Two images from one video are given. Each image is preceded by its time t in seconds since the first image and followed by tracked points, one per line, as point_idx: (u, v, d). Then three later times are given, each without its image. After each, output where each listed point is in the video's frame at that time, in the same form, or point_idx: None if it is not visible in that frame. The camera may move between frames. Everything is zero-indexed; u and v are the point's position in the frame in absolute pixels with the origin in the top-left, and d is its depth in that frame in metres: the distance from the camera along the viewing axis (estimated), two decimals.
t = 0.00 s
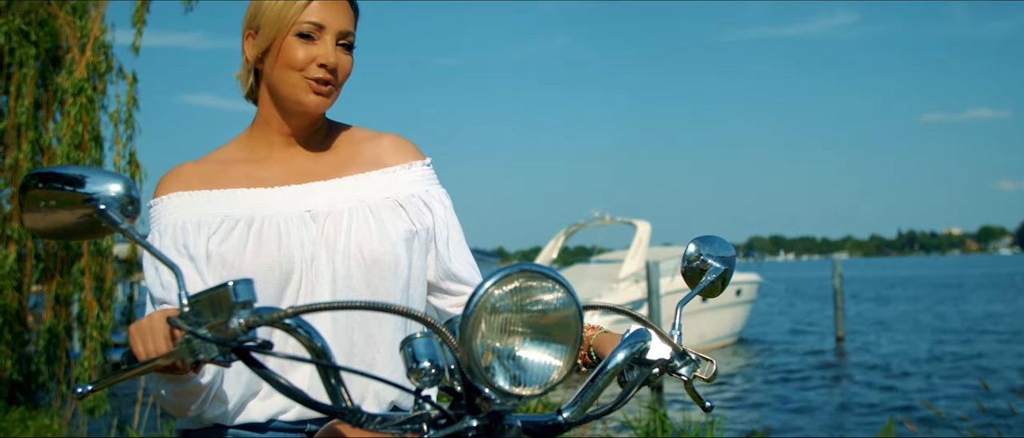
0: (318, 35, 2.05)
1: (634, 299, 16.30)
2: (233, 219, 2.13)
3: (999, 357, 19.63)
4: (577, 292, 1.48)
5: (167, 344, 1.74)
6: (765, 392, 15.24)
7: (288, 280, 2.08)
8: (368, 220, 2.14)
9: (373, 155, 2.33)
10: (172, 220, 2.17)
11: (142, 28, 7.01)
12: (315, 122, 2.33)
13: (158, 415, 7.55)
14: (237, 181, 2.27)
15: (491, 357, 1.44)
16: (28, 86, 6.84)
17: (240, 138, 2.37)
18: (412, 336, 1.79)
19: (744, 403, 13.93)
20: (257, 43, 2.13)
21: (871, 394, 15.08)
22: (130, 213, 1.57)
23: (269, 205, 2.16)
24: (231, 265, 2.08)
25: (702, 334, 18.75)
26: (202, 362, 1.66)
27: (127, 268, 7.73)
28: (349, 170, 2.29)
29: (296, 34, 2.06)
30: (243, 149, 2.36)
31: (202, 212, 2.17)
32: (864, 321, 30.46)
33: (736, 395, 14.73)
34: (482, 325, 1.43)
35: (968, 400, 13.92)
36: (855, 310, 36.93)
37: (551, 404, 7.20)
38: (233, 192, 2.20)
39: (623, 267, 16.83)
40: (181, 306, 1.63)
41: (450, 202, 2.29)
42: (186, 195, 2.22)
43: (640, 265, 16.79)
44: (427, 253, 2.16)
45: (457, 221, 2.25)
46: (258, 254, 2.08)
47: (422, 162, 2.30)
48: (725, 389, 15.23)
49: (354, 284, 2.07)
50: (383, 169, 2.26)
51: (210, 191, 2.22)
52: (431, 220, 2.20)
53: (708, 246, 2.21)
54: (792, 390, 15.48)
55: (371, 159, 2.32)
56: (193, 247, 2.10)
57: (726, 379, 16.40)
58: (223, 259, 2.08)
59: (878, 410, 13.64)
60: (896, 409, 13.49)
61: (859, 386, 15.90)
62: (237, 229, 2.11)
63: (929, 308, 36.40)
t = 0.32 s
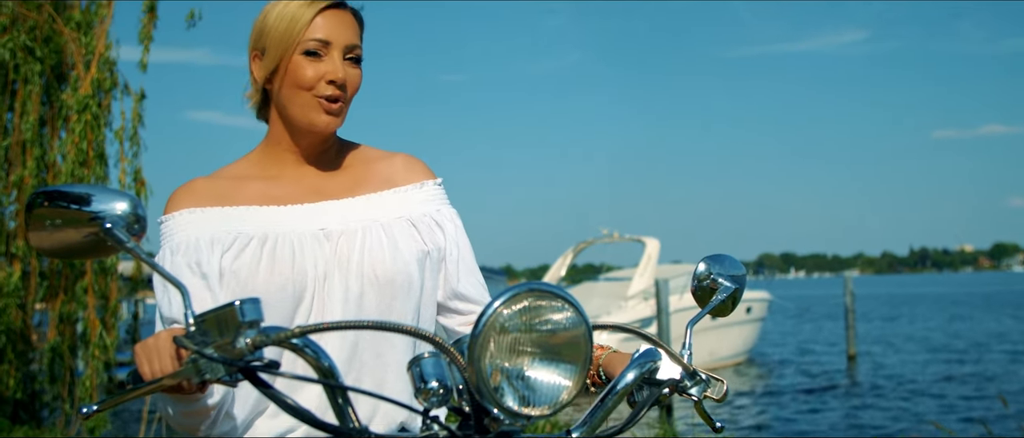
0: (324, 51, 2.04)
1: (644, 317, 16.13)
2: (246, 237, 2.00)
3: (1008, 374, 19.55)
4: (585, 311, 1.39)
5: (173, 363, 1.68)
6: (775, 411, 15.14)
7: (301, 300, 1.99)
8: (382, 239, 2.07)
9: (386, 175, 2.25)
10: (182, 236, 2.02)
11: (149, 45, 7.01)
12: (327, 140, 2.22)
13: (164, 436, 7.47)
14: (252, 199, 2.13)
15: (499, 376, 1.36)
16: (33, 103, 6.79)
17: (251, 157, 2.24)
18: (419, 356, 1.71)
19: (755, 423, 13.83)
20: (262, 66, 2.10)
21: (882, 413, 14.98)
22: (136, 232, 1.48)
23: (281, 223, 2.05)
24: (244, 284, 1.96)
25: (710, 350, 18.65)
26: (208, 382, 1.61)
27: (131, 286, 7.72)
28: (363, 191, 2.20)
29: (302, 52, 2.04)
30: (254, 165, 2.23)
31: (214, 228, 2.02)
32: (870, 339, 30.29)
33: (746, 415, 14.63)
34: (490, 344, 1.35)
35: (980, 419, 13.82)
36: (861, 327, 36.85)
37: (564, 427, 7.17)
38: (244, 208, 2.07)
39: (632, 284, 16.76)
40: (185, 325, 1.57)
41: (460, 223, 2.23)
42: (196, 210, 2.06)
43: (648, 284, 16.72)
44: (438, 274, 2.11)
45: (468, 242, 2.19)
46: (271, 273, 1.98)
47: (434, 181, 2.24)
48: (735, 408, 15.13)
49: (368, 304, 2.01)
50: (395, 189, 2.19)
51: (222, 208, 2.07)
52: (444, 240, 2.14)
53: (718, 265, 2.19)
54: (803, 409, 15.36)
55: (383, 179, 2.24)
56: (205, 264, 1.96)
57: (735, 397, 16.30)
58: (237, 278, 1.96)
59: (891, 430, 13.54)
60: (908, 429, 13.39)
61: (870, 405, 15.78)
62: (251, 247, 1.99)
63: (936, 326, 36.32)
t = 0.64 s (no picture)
0: (328, 63, 2.02)
1: (654, 333, 16.01)
2: (259, 253, 1.92)
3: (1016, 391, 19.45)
4: (596, 329, 1.33)
5: (179, 380, 1.64)
6: (784, 428, 15.02)
7: (314, 317, 1.89)
8: (395, 256, 1.98)
9: (398, 192, 2.19)
10: (196, 252, 1.94)
11: (155, 59, 7.01)
12: (338, 155, 2.16)
13: None
14: (263, 215, 2.07)
15: (508, 394, 1.29)
16: (38, 117, 6.75)
17: (261, 173, 2.18)
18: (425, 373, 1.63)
19: None
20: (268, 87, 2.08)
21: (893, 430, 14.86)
22: (142, 249, 1.43)
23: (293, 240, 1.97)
24: (258, 300, 1.88)
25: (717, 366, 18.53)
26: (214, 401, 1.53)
27: (135, 303, 7.68)
28: (376, 208, 2.13)
29: (306, 68, 2.02)
30: (265, 180, 2.17)
31: (228, 244, 1.95)
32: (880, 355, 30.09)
33: (756, 432, 14.50)
34: (498, 362, 1.28)
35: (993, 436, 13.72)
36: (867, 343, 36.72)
37: None
38: (258, 225, 2.00)
39: (641, 299, 16.65)
40: (193, 341, 1.51)
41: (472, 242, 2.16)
42: (209, 226, 1.98)
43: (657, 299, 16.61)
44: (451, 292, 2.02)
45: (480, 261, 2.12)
46: (285, 289, 1.89)
47: (445, 197, 2.17)
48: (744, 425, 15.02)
49: (382, 321, 1.91)
50: (406, 207, 2.12)
51: (234, 223, 2.01)
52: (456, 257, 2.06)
53: (729, 281, 2.16)
54: (812, 426, 15.25)
55: (395, 196, 2.18)
56: (219, 280, 1.88)
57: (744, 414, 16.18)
58: (252, 294, 1.88)
59: None
60: None
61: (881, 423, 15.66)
62: (264, 263, 1.91)
63: (941, 342, 36.22)
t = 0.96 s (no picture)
0: (327, 72, 1.91)
1: (663, 344, 15.96)
2: (277, 261, 1.79)
3: None
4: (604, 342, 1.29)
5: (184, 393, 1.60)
6: None
7: (328, 331, 1.78)
8: (412, 272, 1.88)
9: (408, 206, 2.09)
10: (211, 258, 1.79)
11: (159, 69, 7.00)
12: (353, 163, 2.04)
13: None
14: (278, 221, 1.92)
15: (516, 407, 1.25)
16: (42, 127, 6.74)
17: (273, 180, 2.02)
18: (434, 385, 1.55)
19: None
20: (270, 112, 1.97)
21: None
22: (147, 260, 1.40)
23: (307, 248, 1.84)
24: (273, 310, 1.75)
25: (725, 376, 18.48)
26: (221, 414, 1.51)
27: (140, 314, 7.67)
28: (391, 222, 2.02)
29: (306, 81, 1.90)
30: (280, 187, 2.02)
31: (244, 250, 1.81)
32: (891, 366, 29.99)
33: None
34: (507, 374, 1.25)
35: None
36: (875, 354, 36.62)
37: None
38: (274, 231, 1.86)
39: (650, 310, 16.60)
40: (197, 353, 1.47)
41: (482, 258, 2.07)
42: (224, 230, 1.83)
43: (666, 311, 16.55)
44: (462, 310, 1.93)
45: (491, 279, 2.03)
46: (302, 300, 1.77)
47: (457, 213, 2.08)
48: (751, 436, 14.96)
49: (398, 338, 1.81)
50: (421, 221, 2.01)
51: (250, 229, 1.86)
52: (468, 274, 1.97)
53: (739, 292, 2.14)
54: None
55: (407, 210, 2.09)
56: (235, 286, 1.74)
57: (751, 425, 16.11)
58: (269, 303, 1.75)
59: None
60: None
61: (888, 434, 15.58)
62: (282, 271, 1.78)
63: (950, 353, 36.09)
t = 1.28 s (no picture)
0: (311, 76, 1.87)
1: (673, 355, 15.88)
2: (294, 271, 1.77)
3: None
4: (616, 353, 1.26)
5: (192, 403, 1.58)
6: None
7: (343, 343, 1.76)
8: (428, 288, 1.86)
9: (425, 222, 2.07)
10: (226, 267, 1.77)
11: (165, 77, 6.99)
12: (369, 171, 2.00)
13: None
14: (292, 231, 1.89)
15: (526, 420, 1.22)
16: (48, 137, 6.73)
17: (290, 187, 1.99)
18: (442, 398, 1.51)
19: None
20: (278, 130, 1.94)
21: None
22: (155, 271, 1.38)
23: (323, 260, 1.82)
24: (288, 321, 1.73)
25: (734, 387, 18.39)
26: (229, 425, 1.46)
27: (145, 324, 7.63)
28: (407, 235, 1.99)
29: (294, 88, 1.88)
30: (297, 193, 1.98)
31: (260, 260, 1.79)
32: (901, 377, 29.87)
33: None
34: (518, 386, 1.22)
35: None
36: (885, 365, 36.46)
37: None
38: (291, 241, 1.83)
39: (661, 321, 16.50)
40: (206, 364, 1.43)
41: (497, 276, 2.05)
42: (240, 239, 1.80)
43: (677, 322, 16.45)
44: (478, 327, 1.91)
45: (505, 296, 2.01)
46: (317, 311, 1.75)
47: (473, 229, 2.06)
48: None
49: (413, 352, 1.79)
50: (438, 236, 2.00)
51: (265, 239, 1.83)
52: (484, 291, 1.95)
53: (751, 303, 2.11)
54: None
55: (424, 224, 2.06)
56: (251, 296, 1.72)
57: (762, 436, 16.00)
58: (284, 313, 1.73)
59: None
60: None
61: None
62: (297, 282, 1.76)
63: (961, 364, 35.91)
